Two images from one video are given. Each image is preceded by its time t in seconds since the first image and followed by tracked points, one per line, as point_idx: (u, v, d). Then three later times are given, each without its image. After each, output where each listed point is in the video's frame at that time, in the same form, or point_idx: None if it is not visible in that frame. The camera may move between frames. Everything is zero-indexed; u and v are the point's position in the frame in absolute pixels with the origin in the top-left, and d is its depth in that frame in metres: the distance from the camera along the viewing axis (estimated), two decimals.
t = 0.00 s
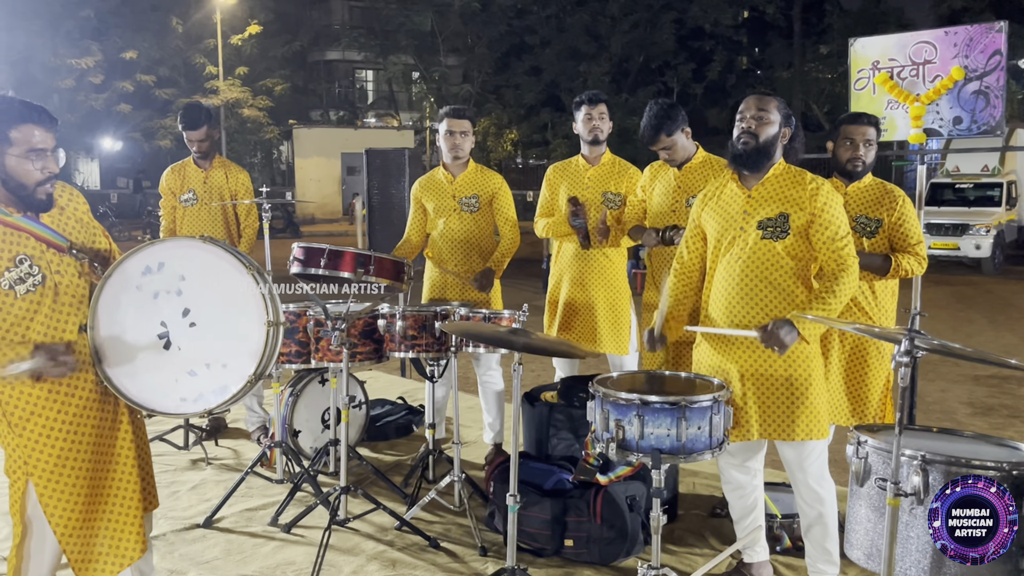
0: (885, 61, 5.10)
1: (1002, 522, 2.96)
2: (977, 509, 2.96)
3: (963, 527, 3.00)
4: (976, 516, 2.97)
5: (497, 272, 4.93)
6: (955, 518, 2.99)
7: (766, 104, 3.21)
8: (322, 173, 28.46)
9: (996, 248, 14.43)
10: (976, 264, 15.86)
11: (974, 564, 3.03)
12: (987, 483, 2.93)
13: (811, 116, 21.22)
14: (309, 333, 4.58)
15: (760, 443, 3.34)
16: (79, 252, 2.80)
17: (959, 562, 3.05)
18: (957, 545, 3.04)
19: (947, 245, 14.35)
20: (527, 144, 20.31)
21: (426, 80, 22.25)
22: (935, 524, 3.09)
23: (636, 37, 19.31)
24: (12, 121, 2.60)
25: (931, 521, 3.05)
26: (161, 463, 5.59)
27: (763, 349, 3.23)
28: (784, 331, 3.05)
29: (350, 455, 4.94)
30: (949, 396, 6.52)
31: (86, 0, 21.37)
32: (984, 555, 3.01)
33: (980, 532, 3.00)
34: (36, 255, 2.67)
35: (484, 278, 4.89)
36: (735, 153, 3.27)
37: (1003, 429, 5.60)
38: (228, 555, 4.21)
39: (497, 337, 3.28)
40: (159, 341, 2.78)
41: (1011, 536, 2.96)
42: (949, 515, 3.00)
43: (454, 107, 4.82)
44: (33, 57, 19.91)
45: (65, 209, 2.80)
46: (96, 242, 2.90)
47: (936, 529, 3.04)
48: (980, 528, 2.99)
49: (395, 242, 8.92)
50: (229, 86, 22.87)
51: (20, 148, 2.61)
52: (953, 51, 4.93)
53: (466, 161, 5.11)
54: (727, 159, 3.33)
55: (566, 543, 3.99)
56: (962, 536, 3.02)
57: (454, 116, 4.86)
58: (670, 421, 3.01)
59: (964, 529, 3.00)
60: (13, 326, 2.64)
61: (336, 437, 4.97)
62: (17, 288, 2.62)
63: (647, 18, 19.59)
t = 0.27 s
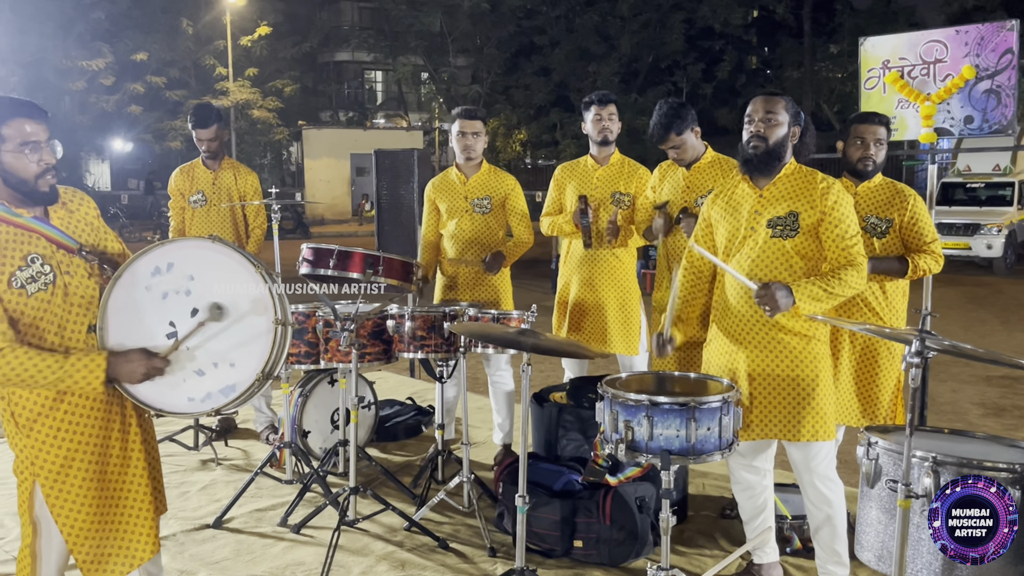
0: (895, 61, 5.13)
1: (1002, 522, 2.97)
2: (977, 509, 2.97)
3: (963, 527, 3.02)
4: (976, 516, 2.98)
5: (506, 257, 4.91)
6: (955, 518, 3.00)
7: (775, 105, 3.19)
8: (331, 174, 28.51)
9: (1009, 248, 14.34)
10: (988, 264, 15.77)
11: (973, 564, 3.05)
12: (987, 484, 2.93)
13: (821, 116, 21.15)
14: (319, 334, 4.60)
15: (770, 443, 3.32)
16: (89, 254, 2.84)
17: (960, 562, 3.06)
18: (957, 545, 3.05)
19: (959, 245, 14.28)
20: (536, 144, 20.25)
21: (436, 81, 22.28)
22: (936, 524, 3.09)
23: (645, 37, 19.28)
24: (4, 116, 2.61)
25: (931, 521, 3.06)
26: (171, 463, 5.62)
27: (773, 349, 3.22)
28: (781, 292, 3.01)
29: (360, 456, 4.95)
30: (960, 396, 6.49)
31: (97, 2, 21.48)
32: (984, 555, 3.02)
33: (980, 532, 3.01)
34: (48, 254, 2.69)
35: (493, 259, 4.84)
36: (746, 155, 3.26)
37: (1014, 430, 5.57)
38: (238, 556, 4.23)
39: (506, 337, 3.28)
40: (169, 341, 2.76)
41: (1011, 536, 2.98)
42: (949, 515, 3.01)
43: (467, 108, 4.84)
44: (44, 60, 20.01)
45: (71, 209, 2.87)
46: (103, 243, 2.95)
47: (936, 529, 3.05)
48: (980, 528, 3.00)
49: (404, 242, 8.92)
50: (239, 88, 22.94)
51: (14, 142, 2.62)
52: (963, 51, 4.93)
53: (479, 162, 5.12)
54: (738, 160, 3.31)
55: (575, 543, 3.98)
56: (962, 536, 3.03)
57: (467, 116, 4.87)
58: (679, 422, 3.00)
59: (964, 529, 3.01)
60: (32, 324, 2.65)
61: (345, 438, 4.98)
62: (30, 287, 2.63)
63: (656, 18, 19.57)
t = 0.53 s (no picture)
0: (902, 60, 5.16)
1: (1002, 522, 2.99)
2: (977, 509, 2.99)
3: (963, 527, 3.04)
4: (977, 516, 3.01)
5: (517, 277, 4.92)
6: (956, 518, 3.03)
7: (782, 105, 3.19)
8: (338, 174, 28.58)
9: (1016, 248, 14.30)
10: (996, 264, 15.72)
11: (974, 564, 3.08)
12: (987, 483, 2.93)
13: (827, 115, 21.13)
14: (326, 334, 4.60)
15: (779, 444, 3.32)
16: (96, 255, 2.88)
17: (960, 562, 3.09)
18: (957, 544, 3.08)
19: (966, 244, 14.25)
20: (542, 144, 20.28)
21: (442, 81, 22.34)
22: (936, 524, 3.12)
23: (651, 36, 19.27)
24: (15, 118, 2.62)
25: (931, 522, 3.09)
26: (177, 463, 5.63)
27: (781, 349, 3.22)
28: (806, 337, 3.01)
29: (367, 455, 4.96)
30: (968, 396, 6.47)
31: (104, 3, 21.58)
32: (984, 555, 3.06)
33: (981, 532, 3.04)
34: (57, 252, 2.71)
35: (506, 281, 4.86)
36: (753, 156, 3.26)
37: (1023, 430, 5.55)
38: (245, 555, 4.24)
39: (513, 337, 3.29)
40: (175, 337, 2.79)
41: (1011, 536, 3.00)
42: (949, 516, 3.03)
43: (482, 108, 4.87)
44: (51, 61, 20.22)
45: (77, 211, 2.89)
46: (108, 243, 2.98)
47: (936, 530, 3.08)
48: (980, 528, 3.03)
49: (409, 243, 8.92)
50: (245, 88, 23.00)
51: (26, 145, 2.63)
52: (971, 48, 4.87)
53: (494, 162, 5.12)
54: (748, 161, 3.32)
55: (582, 543, 3.98)
56: (962, 536, 3.05)
57: (481, 116, 4.89)
58: (686, 421, 3.00)
59: (964, 529, 3.03)
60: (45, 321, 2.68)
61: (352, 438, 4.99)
62: (43, 284, 2.65)
63: (662, 18, 19.55)
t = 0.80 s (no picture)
0: (903, 59, 5.14)
1: (1002, 523, 2.98)
2: (976, 509, 2.99)
3: (963, 527, 3.04)
4: (976, 516, 3.00)
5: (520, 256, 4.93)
6: (955, 518, 3.03)
7: (781, 107, 3.17)
8: (339, 174, 28.63)
9: (1018, 247, 14.28)
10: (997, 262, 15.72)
11: (974, 564, 3.07)
12: (987, 484, 2.94)
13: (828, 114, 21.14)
14: (327, 334, 4.61)
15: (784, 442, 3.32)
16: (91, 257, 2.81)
17: (960, 562, 3.08)
18: (957, 544, 3.08)
19: (968, 243, 14.23)
20: (543, 144, 20.35)
21: (442, 81, 22.35)
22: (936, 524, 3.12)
23: (652, 36, 19.28)
24: (23, 158, 2.59)
25: (931, 522, 3.09)
26: (180, 463, 5.64)
27: (784, 349, 3.22)
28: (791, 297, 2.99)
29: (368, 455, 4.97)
30: (970, 396, 6.46)
31: (105, 4, 21.60)
32: (984, 555, 3.04)
33: (981, 532, 3.03)
34: (48, 258, 2.66)
35: (507, 258, 4.87)
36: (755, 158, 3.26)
37: None
38: (246, 555, 4.25)
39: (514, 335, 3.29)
40: (174, 336, 2.80)
41: (1011, 537, 2.98)
42: (949, 516, 3.03)
43: (490, 107, 4.87)
44: (52, 62, 20.21)
45: (71, 217, 2.84)
46: (99, 244, 2.93)
47: (935, 530, 3.08)
48: (980, 528, 3.02)
49: (411, 243, 8.93)
50: (245, 89, 23.03)
51: (36, 178, 2.61)
52: (971, 48, 4.86)
53: (502, 162, 5.13)
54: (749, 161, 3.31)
55: (583, 542, 3.99)
56: (962, 536, 3.05)
57: (489, 115, 4.90)
58: (687, 421, 3.00)
59: (963, 529, 3.03)
60: (35, 327, 2.64)
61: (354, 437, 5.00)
62: (30, 291, 2.60)
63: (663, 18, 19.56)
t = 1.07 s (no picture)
0: (898, 58, 5.12)
1: (1002, 522, 2.98)
2: (977, 509, 2.99)
3: (963, 527, 3.03)
4: (976, 516, 3.01)
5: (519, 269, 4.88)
6: (955, 517, 3.02)
7: (777, 126, 3.10)
8: (333, 174, 28.61)
9: (1012, 246, 14.32)
10: (991, 261, 15.79)
11: (974, 564, 3.07)
12: (986, 483, 2.94)
13: (822, 114, 21.22)
14: (322, 333, 4.60)
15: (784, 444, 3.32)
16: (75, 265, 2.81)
17: (960, 562, 3.07)
18: (957, 544, 3.06)
19: (962, 242, 14.25)
20: (538, 144, 20.39)
21: (437, 80, 22.33)
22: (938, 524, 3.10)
23: (647, 35, 19.32)
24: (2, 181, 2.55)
25: (931, 521, 3.08)
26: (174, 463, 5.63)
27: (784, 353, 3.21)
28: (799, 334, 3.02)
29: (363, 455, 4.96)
30: (964, 395, 6.48)
31: (99, 3, 21.54)
32: (984, 555, 3.04)
33: (981, 532, 3.03)
34: (28, 272, 2.66)
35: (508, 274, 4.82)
36: (755, 169, 3.23)
37: (1019, 428, 5.56)
38: (242, 555, 4.24)
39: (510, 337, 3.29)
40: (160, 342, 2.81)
41: (1011, 537, 2.98)
42: (949, 515, 3.03)
43: (488, 107, 4.86)
44: (47, 61, 20.14)
45: (57, 226, 2.82)
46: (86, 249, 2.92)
47: (936, 529, 3.07)
48: (981, 528, 3.02)
49: (405, 242, 8.93)
50: (240, 88, 23.00)
51: (12, 208, 2.58)
52: (966, 48, 4.88)
53: (500, 162, 5.11)
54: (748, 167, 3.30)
55: (579, 542, 3.99)
56: (962, 536, 3.04)
57: (487, 116, 4.89)
58: (682, 421, 3.00)
59: (964, 529, 3.02)
60: (19, 339, 2.65)
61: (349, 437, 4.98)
62: (10, 306, 2.61)
63: (658, 17, 19.59)
